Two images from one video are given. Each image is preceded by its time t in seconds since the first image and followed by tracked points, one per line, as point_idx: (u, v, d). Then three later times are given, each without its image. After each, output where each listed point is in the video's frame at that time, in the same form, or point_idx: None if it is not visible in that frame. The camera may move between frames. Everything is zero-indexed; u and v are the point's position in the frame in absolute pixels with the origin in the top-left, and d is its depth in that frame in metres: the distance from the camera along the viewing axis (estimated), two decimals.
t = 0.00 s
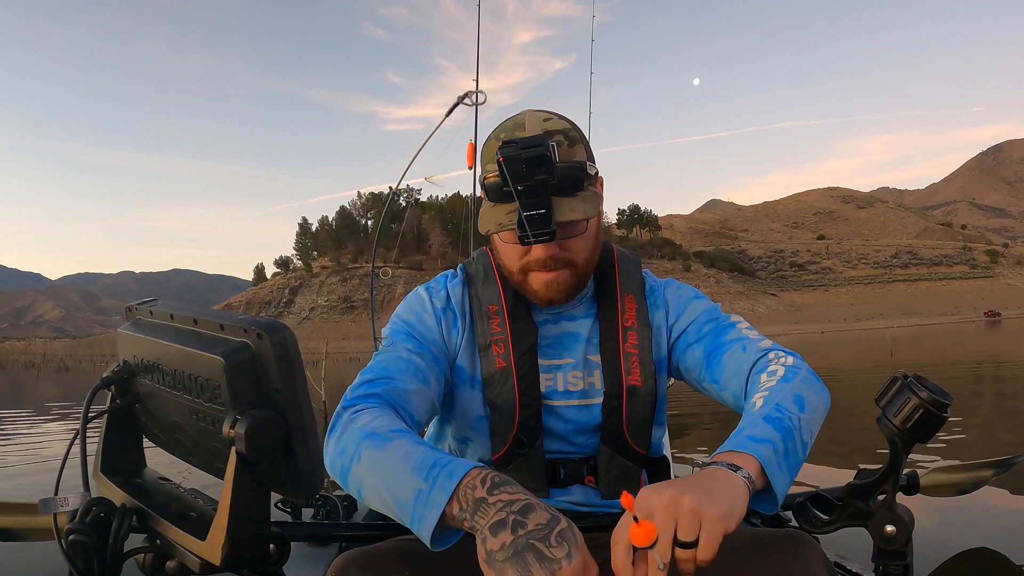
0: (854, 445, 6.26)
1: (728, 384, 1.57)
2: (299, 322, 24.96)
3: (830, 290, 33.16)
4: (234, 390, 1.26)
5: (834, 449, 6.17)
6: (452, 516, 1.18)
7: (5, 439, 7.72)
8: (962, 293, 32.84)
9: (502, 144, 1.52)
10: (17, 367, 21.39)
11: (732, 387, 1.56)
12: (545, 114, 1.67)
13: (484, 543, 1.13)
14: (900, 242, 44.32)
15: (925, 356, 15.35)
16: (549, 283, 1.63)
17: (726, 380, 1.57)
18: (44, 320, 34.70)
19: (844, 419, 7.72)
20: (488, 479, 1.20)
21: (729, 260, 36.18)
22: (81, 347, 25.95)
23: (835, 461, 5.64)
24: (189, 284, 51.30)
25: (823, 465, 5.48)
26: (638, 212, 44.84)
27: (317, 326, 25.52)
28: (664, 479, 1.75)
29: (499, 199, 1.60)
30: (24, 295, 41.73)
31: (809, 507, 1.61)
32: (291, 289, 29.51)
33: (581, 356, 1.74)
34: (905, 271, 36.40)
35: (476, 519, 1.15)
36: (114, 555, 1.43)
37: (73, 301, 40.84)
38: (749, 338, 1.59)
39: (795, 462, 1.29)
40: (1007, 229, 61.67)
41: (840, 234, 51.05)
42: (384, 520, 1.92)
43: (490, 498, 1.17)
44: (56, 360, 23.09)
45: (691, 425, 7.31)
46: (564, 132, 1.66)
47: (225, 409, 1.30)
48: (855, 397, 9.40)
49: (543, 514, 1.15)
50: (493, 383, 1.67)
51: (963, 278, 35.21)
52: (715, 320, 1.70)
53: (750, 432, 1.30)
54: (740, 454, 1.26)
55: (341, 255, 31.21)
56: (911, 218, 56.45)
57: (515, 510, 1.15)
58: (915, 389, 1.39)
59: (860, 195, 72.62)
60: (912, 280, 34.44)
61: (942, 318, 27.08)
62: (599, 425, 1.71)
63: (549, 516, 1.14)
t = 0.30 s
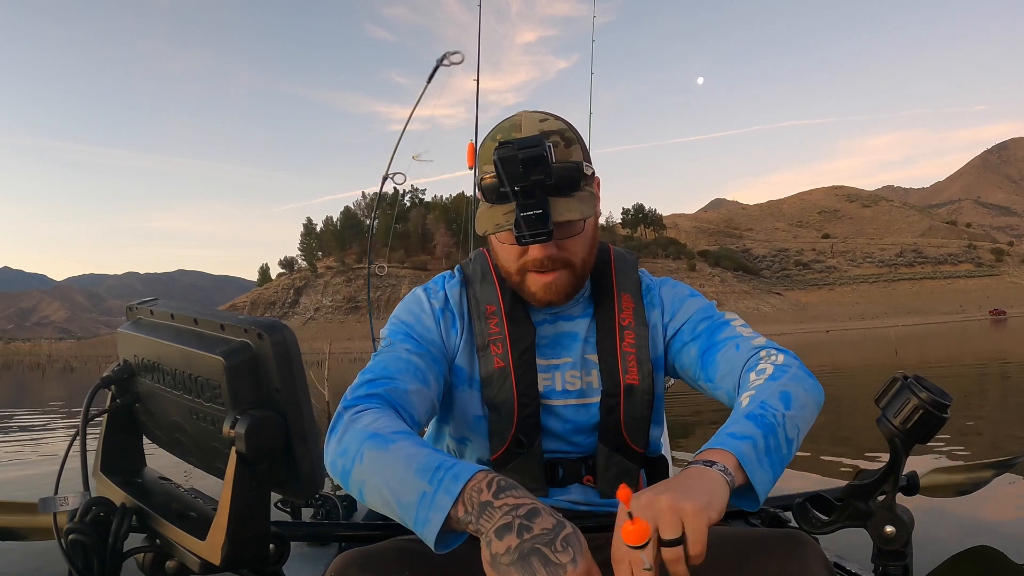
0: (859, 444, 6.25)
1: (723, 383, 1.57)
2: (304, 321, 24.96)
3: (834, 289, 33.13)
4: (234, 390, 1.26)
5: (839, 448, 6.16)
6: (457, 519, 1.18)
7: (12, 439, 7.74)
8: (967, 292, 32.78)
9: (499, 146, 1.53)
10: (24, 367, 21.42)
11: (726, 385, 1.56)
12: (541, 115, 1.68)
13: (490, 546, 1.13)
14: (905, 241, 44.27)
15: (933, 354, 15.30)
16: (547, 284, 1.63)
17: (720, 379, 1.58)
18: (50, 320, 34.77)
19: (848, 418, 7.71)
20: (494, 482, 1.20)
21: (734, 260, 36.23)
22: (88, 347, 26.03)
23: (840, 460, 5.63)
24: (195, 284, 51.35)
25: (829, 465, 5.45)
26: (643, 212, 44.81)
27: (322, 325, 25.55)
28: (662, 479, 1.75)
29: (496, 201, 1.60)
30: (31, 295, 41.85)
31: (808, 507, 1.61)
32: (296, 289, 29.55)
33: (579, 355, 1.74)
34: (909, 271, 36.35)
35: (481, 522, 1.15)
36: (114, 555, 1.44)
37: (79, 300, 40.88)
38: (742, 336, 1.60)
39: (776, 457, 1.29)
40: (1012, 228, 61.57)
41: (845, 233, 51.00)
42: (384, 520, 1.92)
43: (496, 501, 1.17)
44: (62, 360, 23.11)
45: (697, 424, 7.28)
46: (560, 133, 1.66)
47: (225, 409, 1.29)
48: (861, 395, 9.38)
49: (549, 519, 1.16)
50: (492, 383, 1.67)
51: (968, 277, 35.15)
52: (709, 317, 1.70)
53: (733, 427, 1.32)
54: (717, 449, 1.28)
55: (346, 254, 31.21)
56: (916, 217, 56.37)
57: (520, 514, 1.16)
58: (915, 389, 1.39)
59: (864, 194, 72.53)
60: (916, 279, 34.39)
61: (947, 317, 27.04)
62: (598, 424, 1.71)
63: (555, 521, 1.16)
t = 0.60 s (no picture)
0: (864, 447, 6.26)
1: (724, 397, 1.57)
2: (311, 319, 24.99)
3: (839, 291, 33.18)
4: (234, 390, 1.26)
5: (843, 450, 6.17)
6: (454, 508, 1.18)
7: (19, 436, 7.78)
8: (971, 294, 32.76)
9: (498, 142, 1.53)
10: (30, 363, 21.44)
11: (728, 400, 1.56)
12: (540, 114, 1.68)
13: (486, 534, 1.12)
14: (910, 242, 44.23)
15: (942, 356, 15.29)
16: (546, 282, 1.63)
17: (722, 393, 1.57)
18: (57, 316, 34.77)
19: (853, 419, 7.72)
20: (487, 469, 1.20)
21: (739, 261, 36.26)
22: (93, 344, 26.02)
23: (845, 462, 5.64)
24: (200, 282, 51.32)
25: (834, 466, 5.45)
26: (648, 211, 44.87)
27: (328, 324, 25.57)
28: (662, 478, 1.75)
29: (494, 198, 1.60)
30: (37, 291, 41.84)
31: (808, 507, 1.60)
32: (301, 287, 29.54)
33: (579, 356, 1.74)
34: (914, 272, 36.35)
35: (478, 510, 1.15)
36: (114, 555, 1.44)
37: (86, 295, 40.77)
38: (746, 354, 1.59)
39: (793, 487, 1.30)
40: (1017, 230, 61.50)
41: (849, 235, 50.97)
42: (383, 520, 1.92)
43: (490, 488, 1.17)
44: (68, 356, 23.09)
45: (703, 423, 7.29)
46: (558, 131, 1.66)
47: (225, 409, 1.30)
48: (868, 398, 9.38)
49: (544, 502, 1.13)
50: (492, 383, 1.67)
51: (973, 279, 35.11)
52: (712, 328, 1.70)
53: (757, 455, 1.30)
54: (744, 476, 1.26)
55: (351, 254, 31.22)
56: (921, 219, 56.33)
57: (515, 498, 1.15)
58: (915, 389, 1.39)
59: (868, 195, 72.48)
60: (921, 281, 34.37)
61: (952, 319, 27.02)
62: (598, 425, 1.72)
63: (549, 504, 1.13)
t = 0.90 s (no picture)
0: (869, 450, 6.26)
1: (723, 405, 1.57)
2: (316, 317, 24.99)
3: (844, 294, 33.16)
4: (234, 390, 1.26)
5: (849, 453, 6.17)
6: (458, 518, 1.18)
7: (23, 434, 7.78)
8: (977, 297, 32.72)
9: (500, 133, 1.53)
10: (36, 359, 21.47)
11: (727, 408, 1.56)
12: (540, 109, 1.68)
13: (491, 544, 1.13)
14: (915, 246, 44.21)
15: (951, 360, 15.25)
16: (547, 276, 1.63)
17: (721, 401, 1.57)
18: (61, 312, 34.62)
19: (858, 423, 7.71)
20: (490, 479, 1.20)
21: (744, 262, 36.26)
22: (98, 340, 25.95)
23: (849, 465, 5.63)
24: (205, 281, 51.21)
25: (839, 469, 5.44)
26: (653, 212, 44.90)
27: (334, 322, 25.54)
28: (663, 478, 1.75)
29: (495, 190, 1.60)
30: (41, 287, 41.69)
31: (808, 507, 1.59)
32: (306, 286, 29.50)
33: (579, 355, 1.74)
34: (920, 276, 36.31)
35: (481, 520, 1.15)
36: (114, 555, 1.44)
37: (92, 292, 40.85)
38: (747, 362, 1.60)
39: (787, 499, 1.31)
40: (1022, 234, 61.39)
41: (854, 237, 50.92)
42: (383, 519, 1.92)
43: (493, 499, 1.17)
44: (73, 352, 23.03)
45: (706, 424, 7.28)
46: (559, 126, 1.66)
47: (225, 409, 1.30)
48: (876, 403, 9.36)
49: (547, 511, 1.14)
50: (492, 383, 1.67)
51: (978, 283, 35.06)
52: (712, 335, 1.70)
53: (755, 464, 1.30)
54: (739, 483, 1.27)
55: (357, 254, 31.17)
56: (926, 222, 56.26)
57: (518, 509, 1.15)
58: (916, 389, 1.39)
59: (872, 197, 72.43)
60: (926, 284, 34.34)
61: (958, 322, 26.98)
62: (599, 423, 1.71)
63: (552, 512, 1.14)
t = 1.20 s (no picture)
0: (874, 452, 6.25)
1: (718, 411, 1.57)
2: (321, 315, 25.01)
3: (849, 295, 33.16)
4: (234, 390, 1.26)
5: (854, 454, 6.16)
6: (448, 502, 1.19)
7: (28, 432, 7.81)
8: (982, 299, 32.64)
9: (493, 128, 1.54)
10: (43, 356, 21.51)
11: (721, 414, 1.56)
12: (534, 107, 1.68)
13: (478, 523, 1.13)
14: (920, 246, 44.14)
15: (960, 362, 15.19)
16: (544, 272, 1.63)
17: (717, 405, 1.58)
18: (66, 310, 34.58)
19: (864, 424, 7.70)
20: (476, 461, 1.20)
21: (748, 263, 36.23)
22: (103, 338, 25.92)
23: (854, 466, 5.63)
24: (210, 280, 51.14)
25: (844, 471, 5.43)
26: (659, 212, 44.94)
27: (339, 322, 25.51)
28: (662, 479, 1.75)
29: (489, 185, 1.60)
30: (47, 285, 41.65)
31: (808, 508, 1.59)
32: (311, 286, 29.45)
33: (578, 355, 1.74)
34: (925, 277, 36.27)
35: (469, 502, 1.16)
36: (114, 555, 1.44)
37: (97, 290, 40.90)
38: (744, 368, 1.60)
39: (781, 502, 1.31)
40: None
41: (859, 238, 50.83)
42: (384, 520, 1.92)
43: (479, 480, 1.18)
44: (78, 351, 23.03)
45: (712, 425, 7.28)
46: (553, 123, 1.67)
47: (225, 409, 1.30)
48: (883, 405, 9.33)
49: (532, 487, 1.15)
50: (491, 383, 1.67)
51: (983, 284, 34.97)
52: (710, 337, 1.70)
53: (750, 469, 1.31)
54: (735, 488, 1.26)
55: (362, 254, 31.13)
56: (930, 223, 56.15)
57: (503, 486, 1.15)
58: (915, 390, 1.39)
59: (876, 198, 72.38)
60: (930, 286, 34.29)
61: (963, 324, 26.92)
62: (598, 424, 1.71)
63: (537, 488, 1.15)
